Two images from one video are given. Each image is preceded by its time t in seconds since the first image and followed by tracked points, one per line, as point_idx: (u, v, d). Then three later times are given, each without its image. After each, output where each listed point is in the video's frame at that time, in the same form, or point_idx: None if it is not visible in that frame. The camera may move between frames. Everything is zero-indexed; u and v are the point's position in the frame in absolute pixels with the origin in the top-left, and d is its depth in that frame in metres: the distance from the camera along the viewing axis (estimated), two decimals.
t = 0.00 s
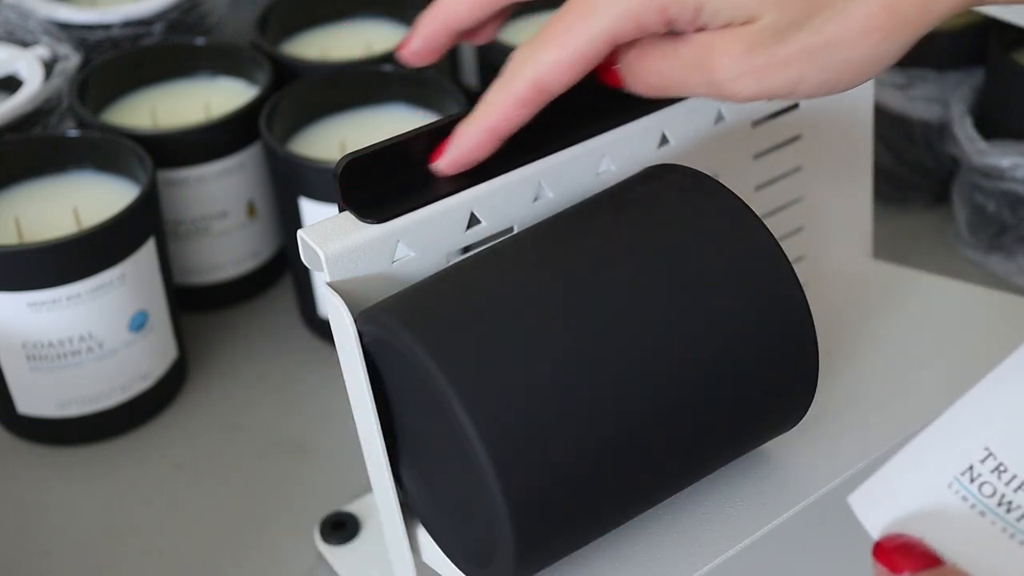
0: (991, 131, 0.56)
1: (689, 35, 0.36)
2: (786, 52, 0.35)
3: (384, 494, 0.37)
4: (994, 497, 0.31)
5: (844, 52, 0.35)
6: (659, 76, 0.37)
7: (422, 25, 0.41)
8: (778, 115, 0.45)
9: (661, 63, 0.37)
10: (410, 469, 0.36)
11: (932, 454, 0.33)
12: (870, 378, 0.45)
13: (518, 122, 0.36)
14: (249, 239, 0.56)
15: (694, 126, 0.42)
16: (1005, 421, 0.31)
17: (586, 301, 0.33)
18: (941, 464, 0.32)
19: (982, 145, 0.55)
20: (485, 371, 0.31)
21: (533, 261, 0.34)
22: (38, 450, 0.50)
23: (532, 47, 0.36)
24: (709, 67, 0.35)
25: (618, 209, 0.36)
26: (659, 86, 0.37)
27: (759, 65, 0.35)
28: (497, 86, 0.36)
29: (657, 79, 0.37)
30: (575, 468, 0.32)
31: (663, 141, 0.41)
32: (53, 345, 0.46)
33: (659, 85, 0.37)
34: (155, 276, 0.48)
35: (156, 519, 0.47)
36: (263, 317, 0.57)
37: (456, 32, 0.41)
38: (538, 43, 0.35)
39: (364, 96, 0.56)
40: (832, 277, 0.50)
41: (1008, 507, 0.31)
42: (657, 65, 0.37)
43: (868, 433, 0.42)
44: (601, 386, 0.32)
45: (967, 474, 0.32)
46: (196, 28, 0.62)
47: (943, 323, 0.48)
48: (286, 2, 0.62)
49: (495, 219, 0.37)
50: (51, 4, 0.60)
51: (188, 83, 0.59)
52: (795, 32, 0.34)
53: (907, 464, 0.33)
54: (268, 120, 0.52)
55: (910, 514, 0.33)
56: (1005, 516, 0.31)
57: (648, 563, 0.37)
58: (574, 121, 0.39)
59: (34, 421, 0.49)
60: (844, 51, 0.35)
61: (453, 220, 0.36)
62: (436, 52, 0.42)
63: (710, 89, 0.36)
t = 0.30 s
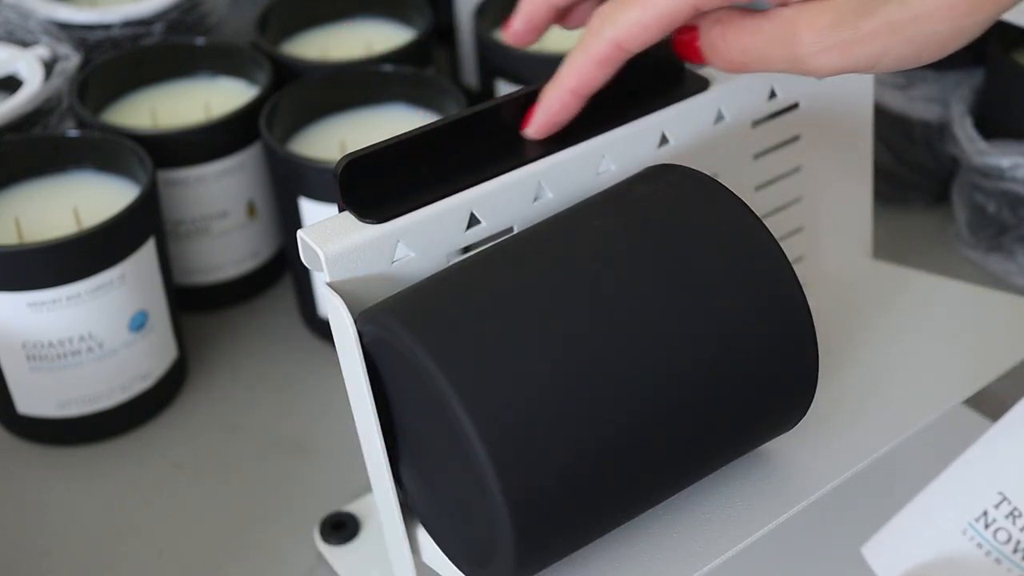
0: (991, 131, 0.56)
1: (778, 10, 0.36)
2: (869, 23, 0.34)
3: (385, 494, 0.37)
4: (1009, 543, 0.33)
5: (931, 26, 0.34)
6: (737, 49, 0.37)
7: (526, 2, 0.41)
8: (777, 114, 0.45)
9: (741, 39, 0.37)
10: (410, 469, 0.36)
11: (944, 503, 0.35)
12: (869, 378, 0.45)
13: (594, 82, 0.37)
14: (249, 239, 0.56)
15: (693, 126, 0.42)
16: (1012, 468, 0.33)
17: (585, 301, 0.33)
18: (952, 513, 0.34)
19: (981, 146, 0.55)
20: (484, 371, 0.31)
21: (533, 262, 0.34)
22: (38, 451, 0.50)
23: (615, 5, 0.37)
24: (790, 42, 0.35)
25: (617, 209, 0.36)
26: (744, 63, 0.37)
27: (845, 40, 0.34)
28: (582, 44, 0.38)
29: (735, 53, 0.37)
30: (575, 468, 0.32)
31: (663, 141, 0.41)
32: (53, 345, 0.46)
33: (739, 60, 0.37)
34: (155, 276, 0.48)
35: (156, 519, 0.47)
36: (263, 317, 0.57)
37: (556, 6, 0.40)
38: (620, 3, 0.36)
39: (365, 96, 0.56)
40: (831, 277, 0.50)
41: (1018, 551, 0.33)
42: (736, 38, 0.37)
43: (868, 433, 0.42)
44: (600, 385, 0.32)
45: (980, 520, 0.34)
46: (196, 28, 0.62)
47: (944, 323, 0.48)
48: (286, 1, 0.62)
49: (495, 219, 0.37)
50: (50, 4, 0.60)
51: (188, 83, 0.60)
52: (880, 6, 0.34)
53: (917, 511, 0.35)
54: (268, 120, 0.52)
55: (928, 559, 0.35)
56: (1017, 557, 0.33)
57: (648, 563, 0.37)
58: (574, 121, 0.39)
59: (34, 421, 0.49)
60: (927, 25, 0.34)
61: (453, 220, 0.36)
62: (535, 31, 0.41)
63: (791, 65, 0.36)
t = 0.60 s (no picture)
0: (991, 131, 0.56)
1: (634, 74, 0.34)
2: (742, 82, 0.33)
3: (385, 495, 0.37)
4: (1019, 549, 0.33)
5: (797, 82, 0.33)
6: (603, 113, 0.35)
7: (379, 75, 0.40)
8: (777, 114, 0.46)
9: (605, 105, 0.35)
10: (410, 470, 0.36)
11: (953, 510, 0.35)
12: (870, 378, 0.45)
13: (441, 149, 0.35)
14: (248, 239, 0.56)
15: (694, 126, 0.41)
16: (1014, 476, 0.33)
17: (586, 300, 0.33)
18: (960, 522, 0.34)
19: (982, 145, 0.55)
20: (484, 370, 0.31)
21: (533, 262, 0.34)
22: (38, 451, 0.50)
23: (458, 73, 0.35)
24: (654, 108, 0.34)
25: (618, 209, 0.36)
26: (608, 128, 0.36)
27: (709, 100, 0.33)
28: (422, 111, 0.35)
29: (601, 116, 0.35)
30: (575, 468, 0.32)
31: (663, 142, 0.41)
32: (53, 345, 0.46)
33: (603, 125, 0.36)
34: (154, 276, 0.48)
35: (156, 519, 0.47)
36: (263, 317, 0.57)
37: (410, 78, 0.40)
38: (464, 68, 0.34)
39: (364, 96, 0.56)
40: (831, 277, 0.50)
41: None
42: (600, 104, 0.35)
43: (868, 434, 0.42)
44: (601, 385, 0.32)
45: (991, 526, 0.34)
46: (196, 28, 0.62)
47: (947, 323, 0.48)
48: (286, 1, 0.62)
49: (495, 219, 0.37)
50: (50, 4, 0.60)
51: (188, 83, 0.60)
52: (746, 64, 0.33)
53: (923, 520, 0.35)
54: (268, 120, 0.52)
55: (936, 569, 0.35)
56: None
57: (648, 564, 0.37)
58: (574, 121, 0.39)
59: (34, 421, 0.49)
60: (796, 81, 0.33)
61: (453, 220, 0.36)
62: (395, 100, 0.41)
63: (656, 129, 0.35)
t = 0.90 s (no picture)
0: (991, 131, 0.56)
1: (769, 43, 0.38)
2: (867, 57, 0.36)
3: (384, 495, 0.37)
4: (977, 517, 0.34)
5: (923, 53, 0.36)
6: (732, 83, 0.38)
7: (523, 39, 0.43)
8: (777, 115, 0.45)
9: (736, 75, 0.38)
10: (410, 470, 0.36)
11: (913, 470, 0.35)
12: (869, 378, 0.45)
13: (573, 100, 0.38)
14: (248, 239, 0.56)
15: (694, 126, 0.41)
16: (977, 442, 0.34)
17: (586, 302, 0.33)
18: (924, 480, 0.35)
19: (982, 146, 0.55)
20: (483, 371, 0.31)
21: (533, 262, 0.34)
22: (37, 450, 0.50)
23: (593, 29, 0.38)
24: (786, 73, 0.37)
25: (618, 210, 0.36)
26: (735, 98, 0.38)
27: (836, 69, 0.36)
28: (555, 65, 0.38)
29: (730, 86, 0.38)
30: (575, 468, 0.32)
31: (663, 142, 0.41)
32: (53, 345, 0.46)
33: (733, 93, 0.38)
34: (155, 276, 0.48)
35: (156, 520, 0.47)
36: (263, 317, 0.57)
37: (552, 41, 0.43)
38: (602, 24, 0.38)
39: (364, 97, 0.56)
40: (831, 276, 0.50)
41: (988, 524, 0.34)
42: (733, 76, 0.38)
43: (869, 434, 0.42)
44: (600, 386, 0.32)
45: (949, 491, 0.34)
46: (196, 28, 0.62)
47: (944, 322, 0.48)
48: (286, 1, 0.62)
49: (494, 220, 0.37)
50: (50, 4, 0.60)
51: (188, 83, 0.60)
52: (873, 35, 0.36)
53: (890, 478, 0.36)
54: (268, 120, 0.52)
55: (899, 530, 0.35)
56: (990, 534, 0.34)
57: (648, 564, 0.37)
58: (573, 122, 0.39)
59: (34, 421, 0.49)
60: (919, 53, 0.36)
61: (453, 220, 0.36)
62: (532, 61, 0.44)
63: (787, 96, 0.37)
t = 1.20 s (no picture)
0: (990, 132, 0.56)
1: None
2: None
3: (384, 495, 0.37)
4: (700, 168, 0.30)
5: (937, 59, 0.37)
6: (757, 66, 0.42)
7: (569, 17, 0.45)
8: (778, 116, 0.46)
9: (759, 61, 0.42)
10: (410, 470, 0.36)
11: (632, 116, 0.31)
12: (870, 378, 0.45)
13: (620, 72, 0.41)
14: (248, 239, 0.56)
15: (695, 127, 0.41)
16: (792, 75, 0.31)
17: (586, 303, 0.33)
18: (640, 137, 0.30)
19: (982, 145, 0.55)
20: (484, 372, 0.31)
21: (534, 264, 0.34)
22: (37, 450, 0.50)
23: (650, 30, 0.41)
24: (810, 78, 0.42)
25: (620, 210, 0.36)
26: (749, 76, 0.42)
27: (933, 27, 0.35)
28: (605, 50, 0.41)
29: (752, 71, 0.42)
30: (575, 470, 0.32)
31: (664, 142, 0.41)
32: (53, 345, 0.46)
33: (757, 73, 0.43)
34: (155, 277, 0.48)
35: (156, 520, 0.47)
36: (263, 317, 0.57)
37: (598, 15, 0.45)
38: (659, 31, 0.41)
39: (364, 97, 0.56)
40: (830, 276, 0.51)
41: (705, 204, 0.29)
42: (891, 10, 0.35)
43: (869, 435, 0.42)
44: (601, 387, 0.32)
45: (661, 148, 0.30)
46: (196, 28, 0.62)
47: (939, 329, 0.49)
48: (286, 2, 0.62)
49: (495, 220, 0.37)
50: (50, 4, 0.59)
51: (188, 83, 0.60)
52: None
53: (624, 128, 0.30)
54: (268, 120, 0.52)
55: (596, 152, 0.29)
56: (702, 218, 0.29)
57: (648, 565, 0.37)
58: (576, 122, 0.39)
59: (34, 421, 0.49)
60: None
61: (454, 221, 0.36)
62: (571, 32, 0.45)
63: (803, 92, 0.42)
